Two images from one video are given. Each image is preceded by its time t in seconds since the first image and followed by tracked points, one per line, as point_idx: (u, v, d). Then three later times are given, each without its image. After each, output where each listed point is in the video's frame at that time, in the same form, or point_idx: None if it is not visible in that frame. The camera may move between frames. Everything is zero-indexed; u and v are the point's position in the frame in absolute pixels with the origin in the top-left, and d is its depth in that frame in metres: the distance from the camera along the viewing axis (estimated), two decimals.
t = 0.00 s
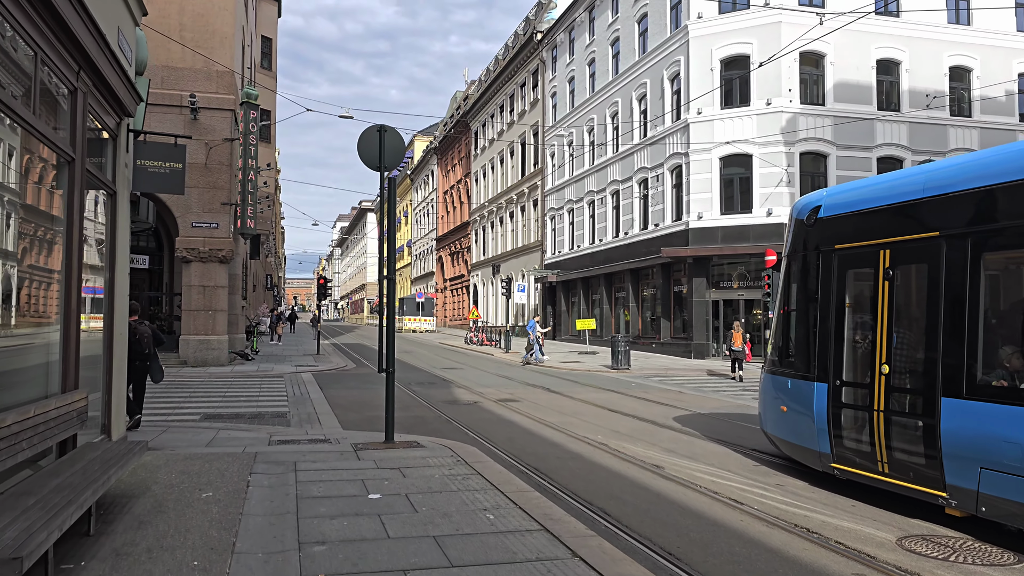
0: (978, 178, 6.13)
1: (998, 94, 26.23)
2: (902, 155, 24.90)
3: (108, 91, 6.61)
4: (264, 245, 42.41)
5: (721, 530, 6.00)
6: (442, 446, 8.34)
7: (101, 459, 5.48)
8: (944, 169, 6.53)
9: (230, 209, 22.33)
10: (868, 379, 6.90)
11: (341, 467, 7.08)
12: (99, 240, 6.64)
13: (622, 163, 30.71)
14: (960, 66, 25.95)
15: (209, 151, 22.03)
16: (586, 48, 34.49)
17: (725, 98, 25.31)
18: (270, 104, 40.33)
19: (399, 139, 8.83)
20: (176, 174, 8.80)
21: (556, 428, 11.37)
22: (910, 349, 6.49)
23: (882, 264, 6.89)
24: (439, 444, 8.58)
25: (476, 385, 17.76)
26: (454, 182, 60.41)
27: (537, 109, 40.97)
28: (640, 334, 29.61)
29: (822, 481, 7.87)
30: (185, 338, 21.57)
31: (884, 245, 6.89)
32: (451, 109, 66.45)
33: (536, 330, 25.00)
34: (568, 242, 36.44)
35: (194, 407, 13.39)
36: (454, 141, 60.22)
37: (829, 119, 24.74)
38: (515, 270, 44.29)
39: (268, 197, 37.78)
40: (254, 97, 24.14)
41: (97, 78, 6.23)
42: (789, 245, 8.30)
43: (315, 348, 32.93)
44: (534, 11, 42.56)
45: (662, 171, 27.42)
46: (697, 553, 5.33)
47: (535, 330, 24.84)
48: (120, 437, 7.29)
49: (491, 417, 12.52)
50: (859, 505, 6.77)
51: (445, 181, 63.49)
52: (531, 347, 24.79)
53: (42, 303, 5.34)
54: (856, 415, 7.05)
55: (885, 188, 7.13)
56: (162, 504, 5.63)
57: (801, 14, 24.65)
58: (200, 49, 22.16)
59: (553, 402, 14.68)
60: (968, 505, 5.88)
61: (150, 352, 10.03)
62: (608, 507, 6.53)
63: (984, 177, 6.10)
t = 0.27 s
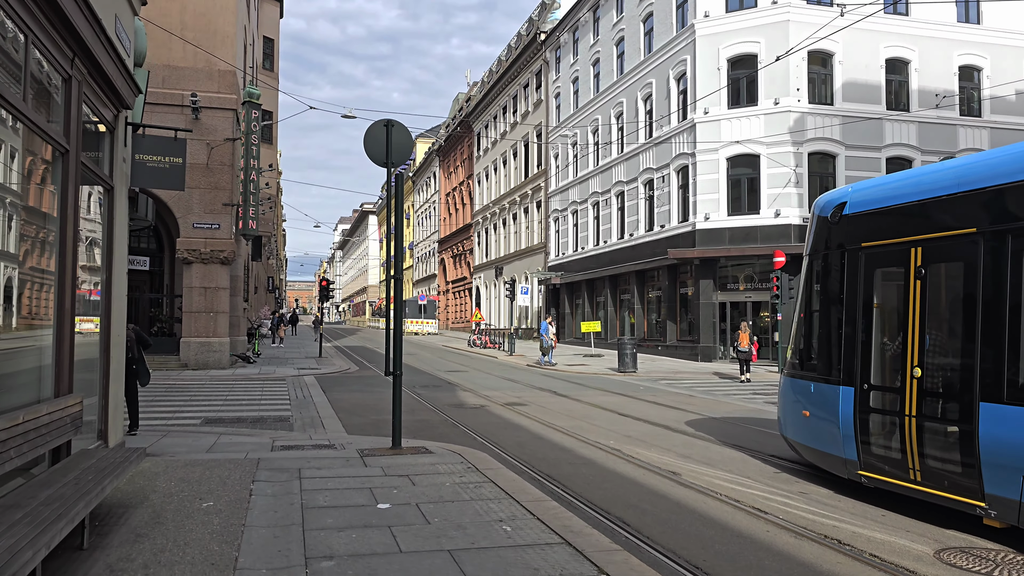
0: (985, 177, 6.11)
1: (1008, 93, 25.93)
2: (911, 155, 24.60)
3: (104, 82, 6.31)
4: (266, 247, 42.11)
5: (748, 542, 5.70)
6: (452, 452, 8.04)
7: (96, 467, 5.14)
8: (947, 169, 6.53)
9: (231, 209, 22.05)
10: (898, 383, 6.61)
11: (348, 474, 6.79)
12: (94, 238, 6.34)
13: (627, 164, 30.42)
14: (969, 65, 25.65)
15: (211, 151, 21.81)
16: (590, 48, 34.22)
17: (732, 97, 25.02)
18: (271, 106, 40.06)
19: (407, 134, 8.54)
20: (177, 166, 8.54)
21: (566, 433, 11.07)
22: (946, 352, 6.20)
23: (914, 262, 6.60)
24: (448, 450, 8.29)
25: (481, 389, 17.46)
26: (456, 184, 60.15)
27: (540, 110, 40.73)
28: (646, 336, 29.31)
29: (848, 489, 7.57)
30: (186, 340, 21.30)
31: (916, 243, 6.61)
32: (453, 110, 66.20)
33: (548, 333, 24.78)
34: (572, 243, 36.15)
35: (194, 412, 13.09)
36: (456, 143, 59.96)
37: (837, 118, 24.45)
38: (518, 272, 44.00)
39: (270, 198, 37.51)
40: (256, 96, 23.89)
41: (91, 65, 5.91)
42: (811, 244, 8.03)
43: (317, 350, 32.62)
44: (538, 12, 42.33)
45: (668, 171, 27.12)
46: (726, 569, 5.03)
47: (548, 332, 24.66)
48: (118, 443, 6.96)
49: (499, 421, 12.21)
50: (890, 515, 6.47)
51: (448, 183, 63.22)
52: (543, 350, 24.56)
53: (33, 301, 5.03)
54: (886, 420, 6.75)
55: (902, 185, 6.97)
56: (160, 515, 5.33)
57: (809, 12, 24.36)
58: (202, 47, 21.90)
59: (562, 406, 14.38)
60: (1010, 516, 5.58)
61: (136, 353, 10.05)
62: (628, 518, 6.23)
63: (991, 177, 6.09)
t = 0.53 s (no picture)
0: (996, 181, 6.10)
1: (1019, 93, 25.62)
2: (921, 155, 24.31)
3: (101, 74, 6.01)
4: (268, 249, 41.85)
5: (778, 558, 5.42)
6: (463, 460, 7.75)
7: (88, 481, 4.82)
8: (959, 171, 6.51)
9: (234, 210, 21.79)
10: (931, 390, 6.34)
11: (356, 485, 6.50)
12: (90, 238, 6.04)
13: (633, 165, 30.14)
14: (980, 64, 25.34)
15: (213, 150, 21.50)
16: (595, 48, 33.96)
17: (740, 97, 24.73)
18: (274, 106, 39.82)
19: (415, 131, 8.26)
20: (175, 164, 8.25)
21: (578, 439, 10.78)
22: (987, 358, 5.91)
23: (950, 264, 6.31)
24: (459, 458, 8.00)
25: (487, 392, 17.20)
26: (460, 185, 59.90)
27: (544, 111, 40.46)
28: (652, 338, 29.02)
29: (876, 499, 7.27)
30: (188, 343, 21.06)
31: (953, 243, 6.32)
32: (456, 111, 65.93)
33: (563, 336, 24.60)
34: (576, 245, 35.85)
35: (196, 416, 12.82)
36: (459, 144, 59.71)
37: (847, 118, 24.15)
38: (522, 273, 43.73)
39: (273, 200, 37.27)
40: (259, 96, 23.64)
41: (87, 56, 5.61)
42: (835, 244, 7.76)
43: (320, 353, 32.39)
44: (542, 12, 42.05)
45: (675, 172, 26.83)
46: None
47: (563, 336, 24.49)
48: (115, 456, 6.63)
49: (508, 426, 11.93)
50: (926, 530, 6.17)
51: (451, 184, 62.98)
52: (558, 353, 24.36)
53: (23, 306, 4.71)
54: (919, 429, 6.45)
55: (918, 187, 6.88)
56: (158, 530, 5.04)
57: (819, 11, 24.05)
58: (204, 46, 21.63)
59: (571, 410, 14.09)
60: None
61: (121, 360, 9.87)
62: (650, 531, 5.95)
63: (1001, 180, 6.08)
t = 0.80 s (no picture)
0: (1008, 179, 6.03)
1: None
2: (932, 154, 23.98)
3: (96, 60, 5.72)
4: (271, 249, 41.58)
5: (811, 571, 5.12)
6: (474, 465, 7.46)
7: (80, 491, 4.47)
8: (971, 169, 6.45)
9: (236, 210, 21.53)
10: (969, 393, 6.05)
11: (363, 491, 6.20)
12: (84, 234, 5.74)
13: (639, 164, 29.83)
14: (992, 61, 25.01)
15: (215, 149, 21.24)
16: (600, 46, 33.67)
17: (748, 95, 24.41)
18: (277, 106, 39.57)
19: (424, 124, 7.98)
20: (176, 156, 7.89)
21: (590, 442, 10.50)
22: None
23: (988, 261, 6.03)
24: (469, 463, 7.72)
25: (494, 394, 16.92)
26: (463, 186, 59.66)
27: (549, 110, 40.18)
28: (658, 340, 28.71)
29: (906, 507, 6.97)
30: (190, 344, 20.79)
31: (991, 239, 6.04)
32: (459, 111, 65.67)
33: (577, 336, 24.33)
34: (581, 245, 35.55)
35: (198, 419, 12.55)
36: (463, 144, 59.46)
37: (857, 116, 23.82)
38: (526, 274, 43.43)
39: (276, 200, 37.00)
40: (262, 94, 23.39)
41: (81, 40, 5.33)
42: (860, 242, 7.48)
43: (323, 354, 32.11)
44: (547, 11, 41.79)
45: (682, 171, 26.53)
46: None
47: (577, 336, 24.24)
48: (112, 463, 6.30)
49: (517, 430, 11.64)
50: (963, 541, 5.86)
51: (454, 185, 62.73)
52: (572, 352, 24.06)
53: (11, 305, 4.43)
54: (953, 434, 6.16)
55: (930, 185, 6.81)
56: (155, 541, 4.74)
57: (829, 7, 23.73)
58: (206, 43, 21.37)
59: (580, 412, 13.81)
60: None
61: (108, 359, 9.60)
62: (674, 542, 5.65)
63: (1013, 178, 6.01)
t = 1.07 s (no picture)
0: None
1: None
2: (944, 152, 23.62)
3: (92, 47, 5.41)
4: (274, 249, 41.30)
5: None
6: (489, 473, 7.17)
7: (71, 508, 4.13)
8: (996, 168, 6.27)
9: (239, 209, 21.25)
10: (1012, 398, 5.76)
11: (374, 502, 5.89)
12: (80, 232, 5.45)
13: (646, 163, 29.51)
14: (1005, 59, 24.65)
15: (218, 147, 20.96)
16: (606, 45, 33.36)
17: (758, 93, 24.08)
18: (280, 106, 39.30)
19: (435, 118, 7.67)
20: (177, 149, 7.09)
21: (605, 448, 10.19)
22: None
23: None
24: (484, 470, 7.42)
25: (502, 396, 16.62)
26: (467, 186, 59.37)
27: (554, 109, 39.88)
28: (666, 341, 28.39)
29: (942, 518, 6.66)
30: (193, 345, 20.53)
31: None
32: (463, 111, 65.37)
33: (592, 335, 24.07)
34: (587, 245, 35.24)
35: (201, 423, 12.26)
36: (467, 144, 59.18)
37: (869, 114, 23.46)
38: (531, 274, 43.13)
39: (279, 200, 36.74)
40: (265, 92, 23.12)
41: (76, 25, 5.02)
42: (891, 241, 7.18)
43: (328, 355, 31.84)
44: (552, 9, 41.48)
45: (690, 170, 26.19)
46: None
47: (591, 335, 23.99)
48: (109, 473, 5.94)
49: (529, 434, 11.34)
50: (1009, 555, 5.55)
51: (458, 185, 62.44)
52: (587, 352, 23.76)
53: None
54: (996, 442, 5.85)
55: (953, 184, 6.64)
56: (154, 559, 4.42)
57: (840, 4, 23.39)
58: (209, 41, 21.10)
59: (592, 415, 13.50)
60: None
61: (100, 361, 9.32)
62: (703, 557, 5.34)
63: None
